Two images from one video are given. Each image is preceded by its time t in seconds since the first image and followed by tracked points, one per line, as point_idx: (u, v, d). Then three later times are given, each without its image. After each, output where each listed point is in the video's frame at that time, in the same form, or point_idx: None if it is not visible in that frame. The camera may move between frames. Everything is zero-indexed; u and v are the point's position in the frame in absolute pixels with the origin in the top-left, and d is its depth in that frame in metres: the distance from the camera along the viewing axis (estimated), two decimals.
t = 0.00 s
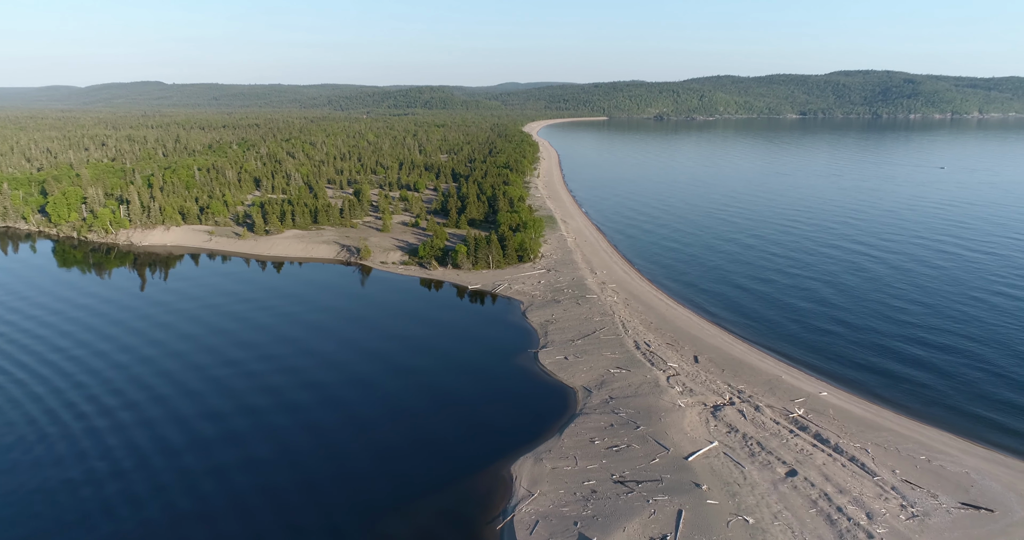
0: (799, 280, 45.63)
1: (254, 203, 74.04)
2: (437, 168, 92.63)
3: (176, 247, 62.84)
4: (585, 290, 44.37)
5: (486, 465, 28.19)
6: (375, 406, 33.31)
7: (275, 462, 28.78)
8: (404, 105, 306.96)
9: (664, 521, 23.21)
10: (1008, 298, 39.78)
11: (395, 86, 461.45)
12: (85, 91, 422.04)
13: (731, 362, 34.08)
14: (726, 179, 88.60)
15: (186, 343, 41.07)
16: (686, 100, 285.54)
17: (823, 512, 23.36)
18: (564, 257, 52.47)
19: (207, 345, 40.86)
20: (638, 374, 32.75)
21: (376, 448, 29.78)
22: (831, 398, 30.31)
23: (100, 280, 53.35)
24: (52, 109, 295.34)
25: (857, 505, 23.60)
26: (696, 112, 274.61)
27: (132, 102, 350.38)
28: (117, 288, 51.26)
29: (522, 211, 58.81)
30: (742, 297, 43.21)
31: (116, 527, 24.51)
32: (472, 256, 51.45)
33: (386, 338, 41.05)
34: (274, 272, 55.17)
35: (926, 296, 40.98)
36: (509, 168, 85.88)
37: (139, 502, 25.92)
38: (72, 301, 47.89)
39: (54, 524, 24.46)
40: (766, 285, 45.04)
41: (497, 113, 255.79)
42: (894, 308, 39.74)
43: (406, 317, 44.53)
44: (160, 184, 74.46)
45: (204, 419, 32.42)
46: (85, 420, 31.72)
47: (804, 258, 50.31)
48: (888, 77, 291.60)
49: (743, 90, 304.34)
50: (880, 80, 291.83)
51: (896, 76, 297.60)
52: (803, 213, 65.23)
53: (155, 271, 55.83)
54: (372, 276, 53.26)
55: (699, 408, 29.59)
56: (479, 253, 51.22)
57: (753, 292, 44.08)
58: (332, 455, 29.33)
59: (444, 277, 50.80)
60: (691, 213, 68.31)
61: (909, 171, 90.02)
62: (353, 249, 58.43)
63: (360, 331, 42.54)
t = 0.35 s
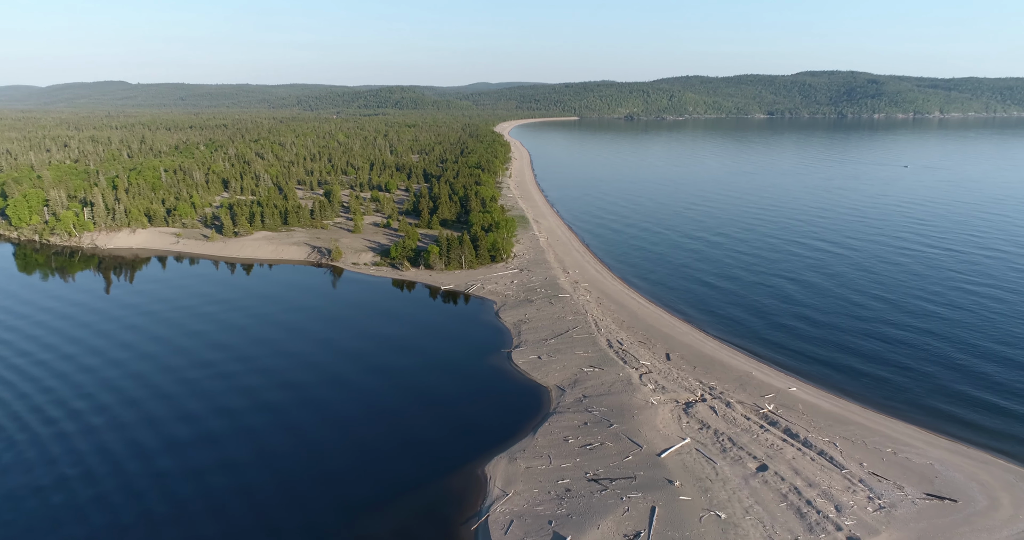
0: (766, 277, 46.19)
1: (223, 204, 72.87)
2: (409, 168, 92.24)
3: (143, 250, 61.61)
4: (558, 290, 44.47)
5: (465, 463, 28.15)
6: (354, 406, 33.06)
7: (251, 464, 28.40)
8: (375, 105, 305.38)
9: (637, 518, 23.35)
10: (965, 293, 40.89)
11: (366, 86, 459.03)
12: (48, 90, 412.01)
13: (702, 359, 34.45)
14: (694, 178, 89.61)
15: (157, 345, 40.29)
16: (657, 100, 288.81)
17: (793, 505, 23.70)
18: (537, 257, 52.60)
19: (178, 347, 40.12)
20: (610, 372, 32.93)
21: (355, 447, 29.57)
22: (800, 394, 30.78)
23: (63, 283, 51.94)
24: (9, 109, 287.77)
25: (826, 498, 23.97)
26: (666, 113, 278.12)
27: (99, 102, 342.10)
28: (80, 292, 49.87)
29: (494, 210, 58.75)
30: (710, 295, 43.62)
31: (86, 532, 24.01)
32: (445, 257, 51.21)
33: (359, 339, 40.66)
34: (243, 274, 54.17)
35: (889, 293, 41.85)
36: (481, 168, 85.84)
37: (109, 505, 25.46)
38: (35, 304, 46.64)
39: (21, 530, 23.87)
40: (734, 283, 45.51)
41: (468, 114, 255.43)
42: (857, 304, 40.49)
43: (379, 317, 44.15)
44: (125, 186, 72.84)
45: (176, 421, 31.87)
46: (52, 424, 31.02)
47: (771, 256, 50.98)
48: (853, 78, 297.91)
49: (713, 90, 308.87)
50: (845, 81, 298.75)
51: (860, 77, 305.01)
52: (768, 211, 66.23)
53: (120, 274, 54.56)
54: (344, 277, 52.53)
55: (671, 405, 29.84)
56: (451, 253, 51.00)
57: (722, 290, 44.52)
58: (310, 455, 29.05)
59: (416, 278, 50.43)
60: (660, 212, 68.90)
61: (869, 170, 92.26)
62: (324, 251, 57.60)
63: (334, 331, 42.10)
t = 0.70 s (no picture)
0: (730, 276, 46.71)
1: (185, 206, 71.44)
2: (376, 169, 91.65)
3: (102, 254, 60.10)
4: (526, 290, 44.51)
5: (441, 462, 28.08)
6: (328, 407, 32.74)
7: (222, 467, 27.96)
8: (340, 105, 302.90)
9: (608, 515, 23.46)
10: (919, 287, 42.03)
11: (334, 86, 455.53)
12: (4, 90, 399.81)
13: (670, 356, 34.81)
14: (658, 177, 90.48)
15: (122, 348, 39.38)
16: (625, 98, 291.06)
17: (760, 499, 24.04)
18: (506, 257, 52.65)
19: (145, 349, 39.28)
20: (580, 370, 33.08)
21: (330, 448, 29.31)
22: (765, 389, 31.25)
23: (18, 288, 50.30)
24: None
25: (792, 491, 24.36)
26: (632, 112, 280.57)
27: (56, 103, 331.52)
28: (35, 297, 48.12)
29: (461, 211, 58.61)
30: (676, 294, 43.93)
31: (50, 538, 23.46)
32: (413, 258, 50.86)
33: (328, 341, 40.16)
34: (207, 278, 53.00)
35: (848, 289, 42.74)
36: (448, 168, 85.65)
37: (76, 511, 24.94)
38: None
39: None
40: (700, 282, 45.87)
41: (435, 114, 254.61)
42: (819, 301, 41.19)
43: (346, 319, 43.60)
44: (83, 188, 70.71)
45: (145, 424, 31.31)
46: (15, 430, 30.20)
47: (735, 254, 51.60)
48: (814, 78, 304.43)
49: (680, 90, 312.84)
50: (806, 81, 305.53)
51: (821, 77, 312.20)
52: (731, 210, 67.18)
53: (79, 279, 53.07)
54: (310, 279, 51.64)
55: (640, 402, 30.07)
56: (419, 254, 50.68)
57: (689, 288, 44.93)
58: (284, 457, 28.72)
59: (384, 279, 49.93)
60: (626, 211, 69.38)
61: (827, 168, 94.52)
62: (289, 252, 56.50)
63: (303, 333, 41.55)
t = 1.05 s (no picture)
0: (693, 274, 47.19)
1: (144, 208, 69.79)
2: (339, 170, 90.87)
3: (56, 258, 58.32)
4: (493, 290, 44.51)
5: (414, 461, 28.04)
6: (300, 408, 32.42)
7: (190, 471, 27.45)
8: (303, 105, 299.78)
9: (576, 512, 23.58)
10: (873, 282, 43.09)
11: (299, 86, 450.86)
12: None
13: (636, 353, 35.16)
14: (621, 177, 91.24)
15: (83, 353, 38.29)
16: (589, 98, 292.40)
17: (726, 493, 24.37)
18: (473, 257, 52.62)
19: (107, 353, 38.26)
20: (547, 369, 33.18)
21: (303, 449, 29.07)
22: (729, 384, 31.73)
23: None
24: None
25: (757, 484, 24.76)
26: (596, 112, 281.81)
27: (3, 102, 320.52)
28: None
29: (427, 211, 58.40)
30: (640, 293, 44.25)
31: None
32: (378, 259, 50.45)
33: (293, 344, 39.52)
34: (167, 282, 51.66)
35: (807, 285, 43.62)
36: (413, 168, 85.34)
37: (38, 518, 24.28)
38: None
39: None
40: (663, 281, 46.24)
41: (400, 114, 253.15)
42: (778, 297, 41.84)
43: (312, 321, 42.96)
44: (35, 191, 68.34)
45: (109, 428, 30.59)
46: None
47: (697, 252, 52.19)
48: (773, 79, 311.41)
49: (643, 90, 315.92)
50: (766, 81, 311.47)
51: (781, 77, 318.66)
52: (692, 208, 68.05)
53: (32, 284, 51.34)
54: (273, 282, 50.66)
55: (607, 400, 30.28)
56: (385, 255, 50.29)
57: (651, 286, 45.37)
58: (255, 458, 28.36)
59: (349, 281, 49.33)
60: (589, 210, 69.74)
61: (784, 166, 96.55)
62: (251, 255, 55.37)
63: (269, 335, 40.88)
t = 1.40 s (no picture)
0: (655, 273, 47.53)
1: (100, 210, 68.10)
2: (302, 170, 89.95)
3: (8, 263, 56.53)
4: (460, 290, 44.46)
5: (387, 461, 27.99)
6: (271, 409, 32.08)
7: (158, 476, 26.97)
8: (264, 105, 296.13)
9: (545, 511, 23.65)
10: (829, 278, 43.98)
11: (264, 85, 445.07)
12: None
13: (603, 351, 35.41)
14: (585, 176, 91.68)
15: (41, 357, 37.21)
16: (553, 98, 293.07)
17: (692, 488, 24.68)
18: (439, 257, 52.44)
19: (66, 358, 37.23)
20: (514, 369, 33.23)
21: (274, 451, 28.79)
22: (695, 380, 32.13)
23: None
24: None
25: (722, 479, 25.11)
26: (561, 111, 282.39)
27: None
28: None
29: (392, 212, 58.05)
30: (602, 292, 44.45)
31: None
32: (343, 260, 50.02)
33: (258, 347, 38.88)
34: (126, 286, 50.40)
35: (767, 282, 44.33)
36: (377, 168, 84.97)
37: None
38: None
39: None
40: (626, 280, 46.48)
41: (362, 113, 250.93)
42: (739, 295, 42.37)
43: (277, 323, 42.30)
44: None
45: (71, 432, 29.89)
46: None
47: (659, 251, 52.59)
48: (734, 79, 316.90)
49: (608, 90, 317.94)
50: (728, 81, 316.17)
51: (742, 77, 324.04)
52: (652, 207, 68.84)
53: None
54: (236, 285, 49.76)
55: (574, 398, 30.45)
56: (350, 256, 49.86)
57: (614, 285, 45.69)
58: (225, 461, 28.00)
59: (313, 283, 48.72)
60: (553, 210, 69.96)
61: (743, 165, 98.23)
62: (213, 258, 54.41)
63: (235, 338, 40.19)
